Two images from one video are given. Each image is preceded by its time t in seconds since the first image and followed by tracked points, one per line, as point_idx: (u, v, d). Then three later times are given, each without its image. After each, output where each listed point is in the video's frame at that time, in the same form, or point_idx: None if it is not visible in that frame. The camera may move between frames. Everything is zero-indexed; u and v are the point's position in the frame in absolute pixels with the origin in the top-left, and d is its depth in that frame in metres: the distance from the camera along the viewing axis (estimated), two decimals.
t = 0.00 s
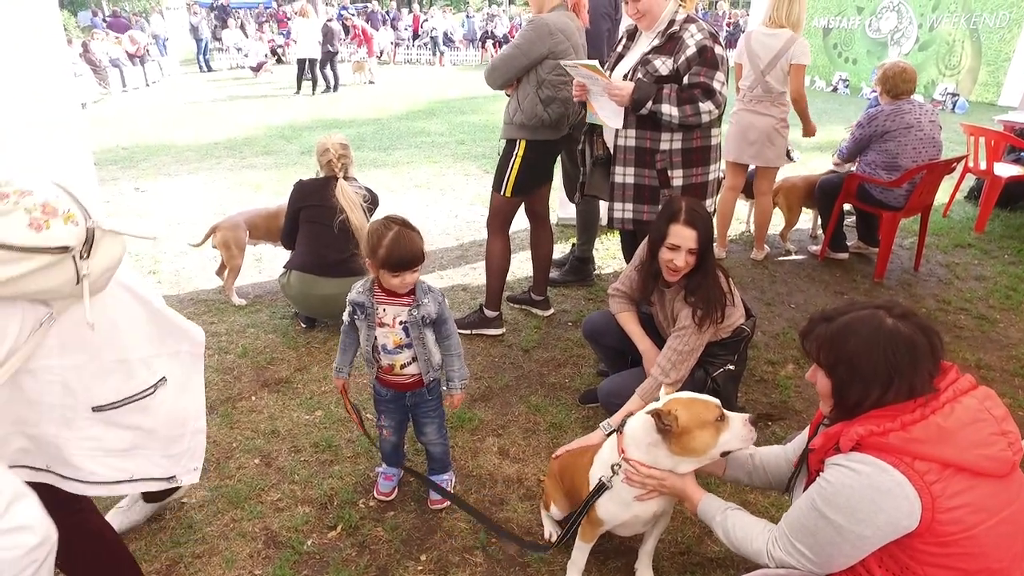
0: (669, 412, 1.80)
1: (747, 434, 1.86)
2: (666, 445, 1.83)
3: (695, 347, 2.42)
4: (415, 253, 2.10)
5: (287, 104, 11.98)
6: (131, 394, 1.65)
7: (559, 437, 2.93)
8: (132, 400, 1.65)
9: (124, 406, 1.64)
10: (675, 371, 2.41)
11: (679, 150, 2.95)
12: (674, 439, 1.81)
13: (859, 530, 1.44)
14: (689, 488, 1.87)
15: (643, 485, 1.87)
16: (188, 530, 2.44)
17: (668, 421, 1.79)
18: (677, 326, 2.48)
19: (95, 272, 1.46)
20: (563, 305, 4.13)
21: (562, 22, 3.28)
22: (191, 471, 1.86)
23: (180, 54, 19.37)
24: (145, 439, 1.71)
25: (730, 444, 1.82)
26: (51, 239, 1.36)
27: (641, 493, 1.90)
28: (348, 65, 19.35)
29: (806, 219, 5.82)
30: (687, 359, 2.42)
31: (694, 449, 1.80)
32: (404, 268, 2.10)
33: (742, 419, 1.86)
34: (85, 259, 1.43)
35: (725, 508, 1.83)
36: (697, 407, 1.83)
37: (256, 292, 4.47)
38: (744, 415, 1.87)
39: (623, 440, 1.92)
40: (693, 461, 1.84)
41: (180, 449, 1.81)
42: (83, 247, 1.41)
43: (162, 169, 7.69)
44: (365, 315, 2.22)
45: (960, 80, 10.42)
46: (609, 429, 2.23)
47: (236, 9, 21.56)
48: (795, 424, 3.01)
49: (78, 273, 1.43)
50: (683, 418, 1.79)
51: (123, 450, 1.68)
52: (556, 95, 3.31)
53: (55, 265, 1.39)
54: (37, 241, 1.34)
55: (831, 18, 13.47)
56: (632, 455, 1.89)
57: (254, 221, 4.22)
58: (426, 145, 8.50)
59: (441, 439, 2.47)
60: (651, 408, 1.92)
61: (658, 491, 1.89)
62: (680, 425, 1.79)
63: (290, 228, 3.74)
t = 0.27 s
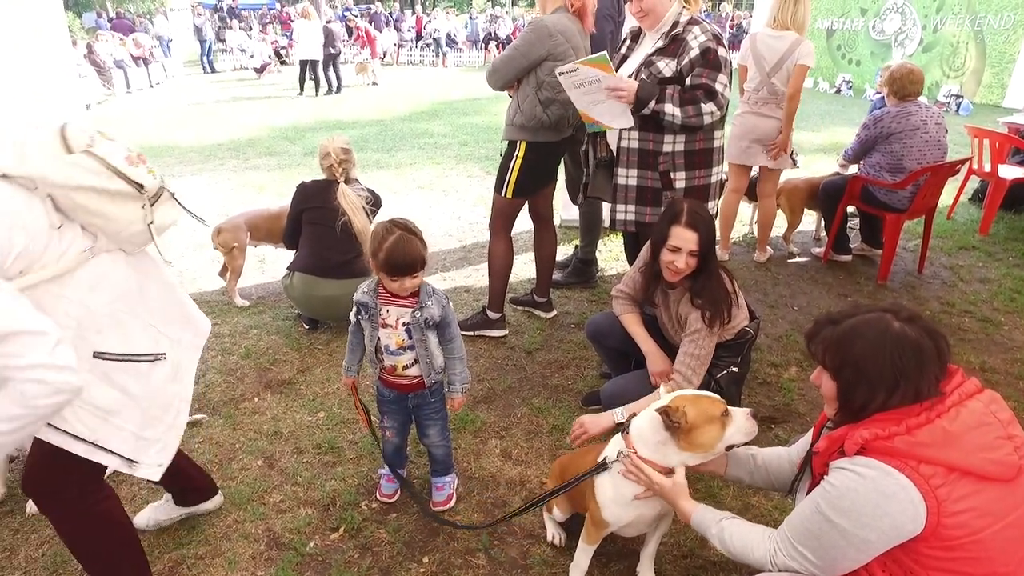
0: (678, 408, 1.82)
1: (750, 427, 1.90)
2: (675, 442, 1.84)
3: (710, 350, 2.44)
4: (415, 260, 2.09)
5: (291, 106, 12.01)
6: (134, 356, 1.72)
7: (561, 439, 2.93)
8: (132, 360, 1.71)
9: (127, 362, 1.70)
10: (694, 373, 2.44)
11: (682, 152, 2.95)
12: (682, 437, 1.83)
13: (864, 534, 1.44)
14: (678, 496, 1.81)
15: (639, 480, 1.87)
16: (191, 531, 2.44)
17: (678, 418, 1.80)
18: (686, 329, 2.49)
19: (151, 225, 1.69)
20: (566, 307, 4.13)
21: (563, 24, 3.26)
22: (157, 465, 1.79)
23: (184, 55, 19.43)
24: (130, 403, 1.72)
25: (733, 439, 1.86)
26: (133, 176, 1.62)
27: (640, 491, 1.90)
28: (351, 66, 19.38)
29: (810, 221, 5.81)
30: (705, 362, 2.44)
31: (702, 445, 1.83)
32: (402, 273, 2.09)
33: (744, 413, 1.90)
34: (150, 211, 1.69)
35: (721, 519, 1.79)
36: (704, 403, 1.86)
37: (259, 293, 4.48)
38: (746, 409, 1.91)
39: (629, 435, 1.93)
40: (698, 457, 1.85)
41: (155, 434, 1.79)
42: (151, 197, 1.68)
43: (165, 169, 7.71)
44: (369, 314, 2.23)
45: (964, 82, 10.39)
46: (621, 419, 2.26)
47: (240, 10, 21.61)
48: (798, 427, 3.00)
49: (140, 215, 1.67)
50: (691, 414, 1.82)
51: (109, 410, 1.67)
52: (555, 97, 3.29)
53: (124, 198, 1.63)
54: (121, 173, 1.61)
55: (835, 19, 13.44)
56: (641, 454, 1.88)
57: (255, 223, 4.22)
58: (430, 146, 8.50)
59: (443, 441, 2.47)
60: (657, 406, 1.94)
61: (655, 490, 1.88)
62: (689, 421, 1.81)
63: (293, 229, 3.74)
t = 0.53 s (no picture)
0: (686, 412, 1.82)
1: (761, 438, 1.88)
2: (683, 445, 1.84)
3: (718, 343, 2.42)
4: (412, 264, 2.09)
5: (294, 107, 12.03)
6: (116, 308, 1.76)
7: (564, 440, 2.93)
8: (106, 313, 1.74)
9: (101, 313, 1.73)
10: (701, 362, 2.39)
11: (682, 154, 2.95)
12: (688, 440, 1.83)
13: (862, 536, 1.44)
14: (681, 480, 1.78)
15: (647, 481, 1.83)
16: (192, 531, 2.44)
17: (685, 422, 1.80)
18: (691, 325, 2.47)
19: (194, 225, 2.14)
20: (568, 308, 4.12)
21: (567, 26, 3.25)
22: (49, 426, 1.67)
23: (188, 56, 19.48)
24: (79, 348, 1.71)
25: (742, 447, 1.85)
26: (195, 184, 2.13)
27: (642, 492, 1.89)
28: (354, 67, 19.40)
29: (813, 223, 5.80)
30: (711, 355, 2.41)
31: (706, 451, 1.83)
32: (397, 275, 2.09)
33: (756, 423, 1.88)
34: (196, 217, 2.15)
35: (725, 510, 1.77)
36: (713, 408, 1.85)
37: (261, 294, 4.48)
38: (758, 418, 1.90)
39: (640, 440, 1.91)
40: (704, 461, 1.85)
41: (76, 397, 1.71)
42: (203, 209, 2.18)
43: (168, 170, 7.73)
44: (372, 315, 2.23)
45: (968, 84, 10.37)
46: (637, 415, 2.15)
47: (243, 11, 21.65)
48: (801, 429, 2.99)
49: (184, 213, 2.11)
50: (698, 418, 1.81)
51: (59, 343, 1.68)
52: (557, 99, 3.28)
53: (180, 194, 2.09)
54: (189, 180, 2.12)
55: (838, 21, 13.43)
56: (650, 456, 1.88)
57: (258, 224, 4.22)
58: (433, 147, 8.51)
59: (446, 442, 2.46)
60: (666, 408, 1.93)
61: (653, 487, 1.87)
62: (696, 425, 1.81)
63: (295, 230, 3.74)
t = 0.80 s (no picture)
0: (687, 416, 1.82)
1: (771, 446, 1.83)
2: (686, 451, 1.85)
3: (716, 346, 2.40)
4: (404, 264, 2.08)
5: (297, 107, 12.06)
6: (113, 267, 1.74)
7: (566, 441, 2.93)
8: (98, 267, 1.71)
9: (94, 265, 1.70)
10: (699, 365, 2.37)
11: (686, 155, 2.95)
12: (690, 444, 1.83)
13: (860, 541, 1.43)
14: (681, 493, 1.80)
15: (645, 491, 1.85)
16: (195, 530, 2.44)
17: (686, 426, 1.80)
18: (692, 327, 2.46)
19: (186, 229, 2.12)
20: (571, 309, 4.12)
21: (571, 27, 3.26)
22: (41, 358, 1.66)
23: (191, 57, 19.54)
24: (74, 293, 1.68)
25: (748, 453, 1.81)
26: (196, 191, 2.14)
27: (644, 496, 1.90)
28: (357, 68, 19.43)
29: (816, 224, 5.79)
30: (708, 360, 2.38)
31: (711, 455, 1.81)
32: (388, 272, 2.09)
33: (765, 428, 1.82)
34: (189, 222, 2.13)
35: (723, 514, 1.78)
36: (717, 412, 1.82)
37: (264, 294, 4.49)
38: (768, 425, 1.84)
39: (647, 445, 1.91)
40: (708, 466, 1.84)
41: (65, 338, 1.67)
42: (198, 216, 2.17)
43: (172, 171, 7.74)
44: (375, 313, 2.24)
45: (971, 85, 10.35)
46: (633, 427, 2.18)
47: (247, 12, 21.72)
48: (803, 430, 2.98)
49: (178, 216, 2.10)
50: (700, 423, 1.80)
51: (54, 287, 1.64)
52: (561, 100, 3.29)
53: (179, 195, 2.10)
54: (192, 186, 2.13)
55: (841, 22, 13.43)
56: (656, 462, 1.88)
57: (261, 224, 4.23)
58: (435, 148, 8.52)
59: (448, 442, 2.46)
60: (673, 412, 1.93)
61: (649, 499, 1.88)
62: (697, 430, 1.80)
63: (297, 230, 3.74)
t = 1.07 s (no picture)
0: (691, 416, 1.81)
1: (778, 438, 1.81)
2: (692, 450, 1.83)
3: (714, 353, 2.41)
4: (389, 264, 2.07)
5: (300, 108, 12.08)
6: (114, 259, 1.73)
7: (568, 442, 2.93)
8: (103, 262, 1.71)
9: (96, 260, 1.69)
10: (694, 377, 2.37)
11: (690, 158, 2.96)
12: (696, 444, 1.81)
13: (866, 546, 1.43)
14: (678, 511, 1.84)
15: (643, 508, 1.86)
16: (198, 531, 2.45)
17: (691, 426, 1.80)
18: (691, 333, 2.47)
19: (178, 236, 1.98)
20: (573, 310, 4.12)
21: (575, 29, 3.27)
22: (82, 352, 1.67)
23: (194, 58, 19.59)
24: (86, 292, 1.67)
25: (755, 448, 1.79)
26: (192, 196, 2.04)
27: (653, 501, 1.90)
28: (360, 69, 19.46)
29: (818, 225, 5.78)
30: (705, 367, 2.39)
31: (717, 454, 1.79)
32: (373, 269, 2.09)
33: (770, 422, 1.82)
34: (184, 227, 2.01)
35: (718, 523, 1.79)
36: (720, 410, 1.81)
37: (266, 294, 4.50)
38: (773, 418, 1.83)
39: (653, 446, 1.91)
40: (718, 465, 1.82)
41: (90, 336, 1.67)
42: (194, 223, 2.05)
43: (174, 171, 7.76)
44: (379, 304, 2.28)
45: (974, 86, 10.34)
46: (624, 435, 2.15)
47: (249, 13, 21.77)
48: (806, 432, 2.98)
49: (172, 220, 1.97)
50: (704, 421, 1.79)
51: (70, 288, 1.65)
52: (567, 101, 3.30)
53: (174, 199, 1.99)
54: (189, 193, 2.03)
55: (843, 23, 13.41)
56: (664, 463, 1.88)
57: (264, 225, 4.24)
58: (437, 148, 8.53)
59: (445, 444, 2.46)
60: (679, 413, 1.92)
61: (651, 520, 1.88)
62: (701, 429, 1.79)
63: (299, 231, 3.74)
